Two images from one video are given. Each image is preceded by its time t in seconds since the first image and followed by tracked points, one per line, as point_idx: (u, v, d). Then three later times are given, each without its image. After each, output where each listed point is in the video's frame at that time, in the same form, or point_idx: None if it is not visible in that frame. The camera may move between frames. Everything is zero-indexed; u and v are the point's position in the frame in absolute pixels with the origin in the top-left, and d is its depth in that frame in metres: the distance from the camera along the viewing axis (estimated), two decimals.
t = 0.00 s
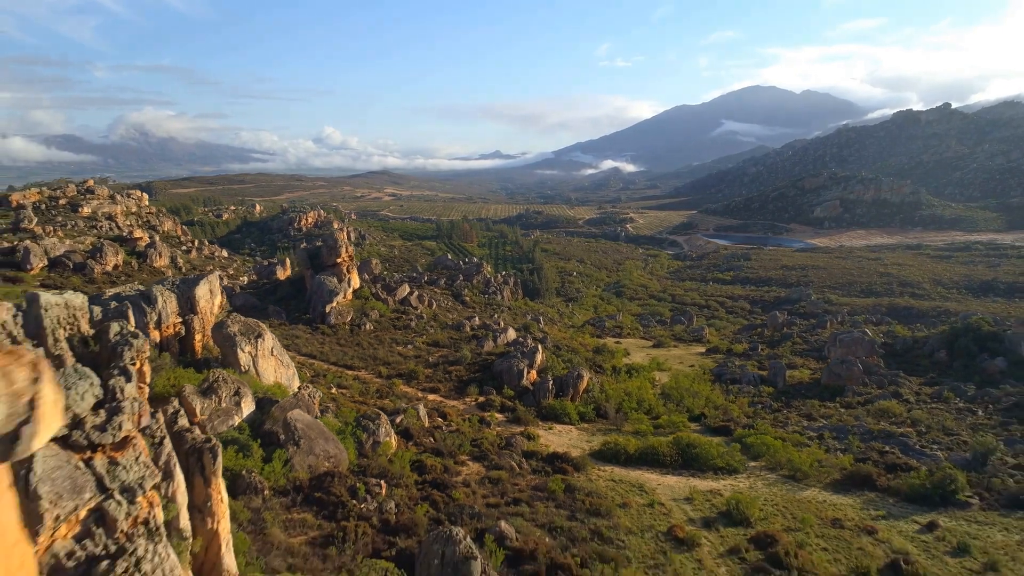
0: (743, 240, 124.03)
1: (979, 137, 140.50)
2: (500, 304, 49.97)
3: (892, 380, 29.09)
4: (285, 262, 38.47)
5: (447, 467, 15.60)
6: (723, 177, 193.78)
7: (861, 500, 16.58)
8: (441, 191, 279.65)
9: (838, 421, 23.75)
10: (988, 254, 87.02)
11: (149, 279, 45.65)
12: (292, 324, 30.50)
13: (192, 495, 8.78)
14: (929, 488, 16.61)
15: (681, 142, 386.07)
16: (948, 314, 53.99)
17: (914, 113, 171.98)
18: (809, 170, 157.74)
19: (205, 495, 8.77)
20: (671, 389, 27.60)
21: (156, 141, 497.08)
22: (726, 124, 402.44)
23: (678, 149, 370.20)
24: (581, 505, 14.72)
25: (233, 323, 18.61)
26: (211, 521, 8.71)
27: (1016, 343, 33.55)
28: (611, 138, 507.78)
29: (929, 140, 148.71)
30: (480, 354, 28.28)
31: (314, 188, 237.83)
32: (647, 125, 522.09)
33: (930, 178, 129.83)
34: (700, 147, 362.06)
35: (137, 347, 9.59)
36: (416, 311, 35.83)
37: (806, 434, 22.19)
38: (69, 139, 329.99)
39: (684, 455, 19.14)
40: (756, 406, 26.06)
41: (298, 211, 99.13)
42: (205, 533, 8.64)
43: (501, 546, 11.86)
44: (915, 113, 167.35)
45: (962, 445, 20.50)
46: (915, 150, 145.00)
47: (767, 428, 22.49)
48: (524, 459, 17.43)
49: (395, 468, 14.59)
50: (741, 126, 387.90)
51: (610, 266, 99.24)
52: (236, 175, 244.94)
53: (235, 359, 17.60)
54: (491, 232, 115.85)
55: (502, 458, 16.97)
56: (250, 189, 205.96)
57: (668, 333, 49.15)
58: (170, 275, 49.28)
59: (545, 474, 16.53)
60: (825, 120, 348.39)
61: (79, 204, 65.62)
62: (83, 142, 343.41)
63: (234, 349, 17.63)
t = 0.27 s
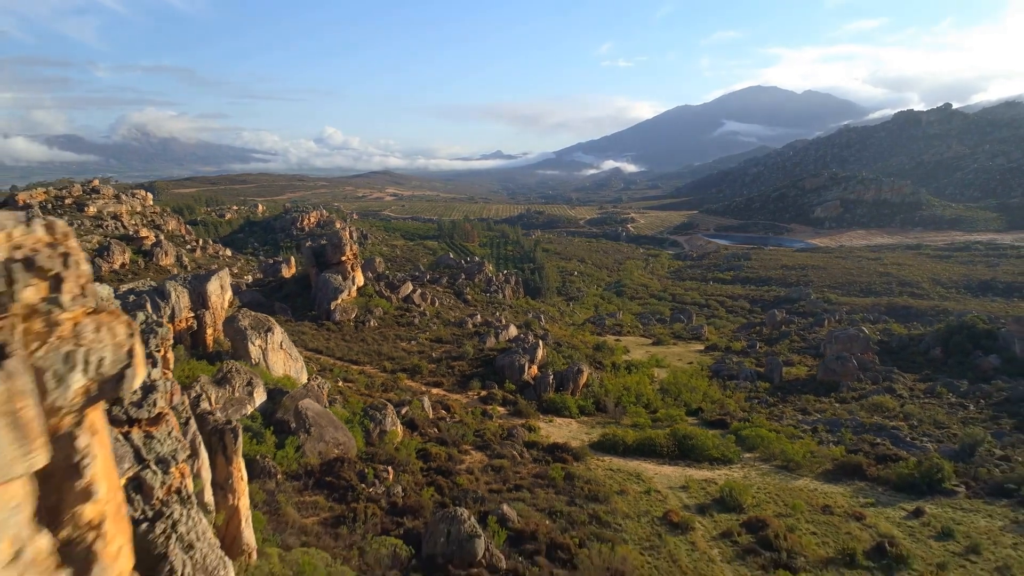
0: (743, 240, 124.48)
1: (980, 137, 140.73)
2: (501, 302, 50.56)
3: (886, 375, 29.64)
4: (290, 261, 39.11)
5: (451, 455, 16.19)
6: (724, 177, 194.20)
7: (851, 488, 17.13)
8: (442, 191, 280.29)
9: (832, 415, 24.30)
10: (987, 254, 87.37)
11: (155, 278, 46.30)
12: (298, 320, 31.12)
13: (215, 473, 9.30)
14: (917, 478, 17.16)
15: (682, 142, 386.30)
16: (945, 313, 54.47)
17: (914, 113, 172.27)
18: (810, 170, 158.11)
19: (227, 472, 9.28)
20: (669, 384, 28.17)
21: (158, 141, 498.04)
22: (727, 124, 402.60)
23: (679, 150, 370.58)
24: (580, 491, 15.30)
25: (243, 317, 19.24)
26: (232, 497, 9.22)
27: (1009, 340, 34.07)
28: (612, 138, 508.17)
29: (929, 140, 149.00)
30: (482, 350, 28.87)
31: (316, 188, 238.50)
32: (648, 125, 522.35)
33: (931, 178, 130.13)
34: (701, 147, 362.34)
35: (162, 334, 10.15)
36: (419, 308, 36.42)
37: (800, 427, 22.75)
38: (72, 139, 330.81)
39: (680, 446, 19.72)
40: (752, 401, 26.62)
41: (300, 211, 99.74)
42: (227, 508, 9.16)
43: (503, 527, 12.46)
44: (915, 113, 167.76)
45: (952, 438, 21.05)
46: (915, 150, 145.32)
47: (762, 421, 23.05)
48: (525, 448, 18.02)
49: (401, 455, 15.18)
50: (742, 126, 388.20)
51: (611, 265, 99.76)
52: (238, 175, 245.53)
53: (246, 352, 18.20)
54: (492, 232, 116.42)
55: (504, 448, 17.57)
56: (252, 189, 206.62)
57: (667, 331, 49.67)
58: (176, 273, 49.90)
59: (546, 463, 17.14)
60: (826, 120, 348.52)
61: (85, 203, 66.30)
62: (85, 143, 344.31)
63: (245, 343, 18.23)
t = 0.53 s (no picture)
0: (744, 240, 124.92)
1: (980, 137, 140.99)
2: (502, 300, 51.20)
3: (880, 371, 30.21)
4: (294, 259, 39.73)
5: (454, 444, 16.78)
6: (724, 178, 194.61)
7: (841, 477, 17.69)
8: (443, 191, 280.83)
9: (826, 408, 24.89)
10: (987, 254, 87.70)
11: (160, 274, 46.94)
12: (303, 316, 31.71)
13: (235, 454, 9.89)
14: (905, 468, 17.74)
15: (683, 142, 386.58)
16: (942, 310, 54.96)
17: (915, 113, 172.51)
18: (810, 170, 158.49)
19: (246, 453, 9.89)
20: (667, 379, 28.78)
21: (159, 141, 498.79)
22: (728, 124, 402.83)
23: (680, 150, 370.81)
24: (579, 478, 15.90)
25: (253, 312, 19.89)
26: (250, 476, 9.84)
27: (1002, 337, 34.59)
28: (613, 138, 508.39)
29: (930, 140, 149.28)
30: (484, 346, 29.48)
31: (317, 188, 238.99)
32: (649, 125, 522.71)
33: (931, 179, 130.41)
34: (702, 147, 362.51)
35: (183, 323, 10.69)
36: (421, 305, 37.03)
37: (795, 420, 23.35)
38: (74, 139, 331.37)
39: (677, 437, 20.32)
40: (748, 395, 27.21)
41: (302, 210, 100.26)
42: (245, 486, 9.80)
43: (505, 510, 13.07)
44: (916, 114, 168.14)
45: (941, 430, 21.64)
46: (916, 150, 145.65)
47: (757, 414, 23.62)
48: (526, 438, 18.63)
49: (407, 443, 15.76)
50: (743, 127, 388.38)
51: (611, 265, 100.24)
52: (240, 175, 246.02)
53: (256, 345, 18.80)
54: (493, 232, 116.94)
55: (506, 438, 18.19)
56: (254, 189, 207.08)
57: (666, 329, 50.24)
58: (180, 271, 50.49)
59: (546, 452, 17.75)
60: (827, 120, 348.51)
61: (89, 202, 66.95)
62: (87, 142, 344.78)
63: (255, 336, 18.83)
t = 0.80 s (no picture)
0: (744, 240, 125.29)
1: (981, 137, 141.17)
2: (503, 299, 51.71)
3: (876, 368, 30.71)
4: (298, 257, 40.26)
5: (457, 435, 17.32)
6: (725, 178, 194.95)
7: (833, 468, 18.19)
8: (444, 192, 281.31)
9: (820, 403, 25.40)
10: (986, 254, 88.00)
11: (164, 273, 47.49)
12: (307, 313, 32.26)
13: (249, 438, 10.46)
14: (895, 459, 18.26)
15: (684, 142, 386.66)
16: (940, 309, 55.35)
17: (915, 114, 172.70)
18: (810, 170, 158.83)
19: (260, 438, 10.47)
20: (665, 376, 29.30)
21: (161, 141, 499.61)
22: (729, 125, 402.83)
23: (681, 150, 370.98)
24: (578, 467, 16.42)
25: (261, 308, 20.43)
26: (264, 460, 10.40)
27: (997, 335, 35.03)
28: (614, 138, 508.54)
29: (930, 140, 149.52)
30: (486, 343, 30.02)
31: (318, 188, 239.50)
32: (650, 125, 522.81)
33: (932, 179, 130.63)
34: (703, 148, 362.65)
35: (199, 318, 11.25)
36: (424, 303, 37.57)
37: (790, 414, 23.85)
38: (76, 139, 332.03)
39: (673, 430, 20.84)
40: (744, 391, 27.73)
41: (304, 210, 100.81)
42: (259, 468, 10.36)
43: (506, 496, 13.58)
44: (917, 114, 168.43)
45: (933, 424, 22.12)
46: (916, 151, 145.90)
47: (752, 409, 24.13)
48: (526, 431, 19.14)
49: (411, 434, 16.29)
50: (743, 127, 388.44)
51: (611, 265, 100.68)
52: (241, 176, 246.55)
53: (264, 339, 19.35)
54: (494, 232, 117.40)
55: (507, 430, 18.69)
56: (255, 189, 207.65)
57: (666, 328, 50.73)
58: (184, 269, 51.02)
59: (546, 443, 18.26)
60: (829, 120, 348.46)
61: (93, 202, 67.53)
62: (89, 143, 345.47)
63: (263, 331, 19.36)
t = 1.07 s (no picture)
0: (744, 240, 125.61)
1: (981, 138, 141.43)
2: (504, 297, 52.25)
3: (870, 364, 31.27)
4: (302, 256, 40.81)
5: (459, 425, 17.94)
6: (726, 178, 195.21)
7: (824, 459, 18.75)
8: (445, 192, 281.58)
9: (814, 398, 25.96)
10: (985, 254, 88.33)
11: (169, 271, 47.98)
12: (312, 310, 32.84)
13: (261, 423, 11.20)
14: (883, 450, 18.84)
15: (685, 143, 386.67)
16: (939, 308, 55.74)
17: (916, 114, 173.01)
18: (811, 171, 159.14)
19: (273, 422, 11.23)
20: (663, 371, 29.87)
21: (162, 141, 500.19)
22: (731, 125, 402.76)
23: (682, 150, 371.02)
24: (576, 456, 17.03)
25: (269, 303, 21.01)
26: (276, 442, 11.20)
27: (990, 333, 35.51)
28: (615, 138, 508.58)
29: (931, 141, 149.82)
30: (487, 339, 30.62)
31: (320, 189, 239.73)
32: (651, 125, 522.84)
33: (932, 180, 130.91)
34: (704, 148, 362.64)
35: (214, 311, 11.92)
36: (426, 301, 38.16)
37: (784, 408, 24.43)
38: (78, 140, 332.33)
39: (670, 423, 21.43)
40: (740, 386, 28.30)
41: (306, 209, 101.27)
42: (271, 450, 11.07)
43: (507, 481, 14.20)
44: (917, 115, 168.68)
45: (923, 417, 22.70)
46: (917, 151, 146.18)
47: (747, 403, 24.69)
48: (526, 422, 19.75)
49: (415, 423, 16.91)
50: (744, 128, 388.42)
51: (612, 265, 101.08)
52: (243, 176, 246.79)
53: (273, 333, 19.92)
54: (495, 232, 117.77)
55: (507, 422, 19.28)
56: (257, 189, 207.93)
57: (665, 326, 51.22)
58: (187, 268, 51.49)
59: (545, 434, 18.86)
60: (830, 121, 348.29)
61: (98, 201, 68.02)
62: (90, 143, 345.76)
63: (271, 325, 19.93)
